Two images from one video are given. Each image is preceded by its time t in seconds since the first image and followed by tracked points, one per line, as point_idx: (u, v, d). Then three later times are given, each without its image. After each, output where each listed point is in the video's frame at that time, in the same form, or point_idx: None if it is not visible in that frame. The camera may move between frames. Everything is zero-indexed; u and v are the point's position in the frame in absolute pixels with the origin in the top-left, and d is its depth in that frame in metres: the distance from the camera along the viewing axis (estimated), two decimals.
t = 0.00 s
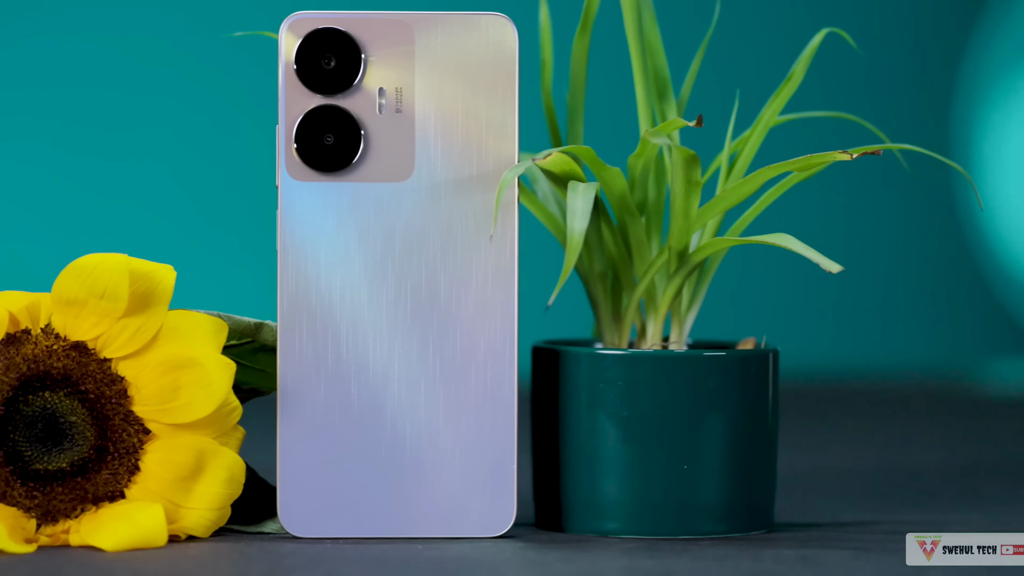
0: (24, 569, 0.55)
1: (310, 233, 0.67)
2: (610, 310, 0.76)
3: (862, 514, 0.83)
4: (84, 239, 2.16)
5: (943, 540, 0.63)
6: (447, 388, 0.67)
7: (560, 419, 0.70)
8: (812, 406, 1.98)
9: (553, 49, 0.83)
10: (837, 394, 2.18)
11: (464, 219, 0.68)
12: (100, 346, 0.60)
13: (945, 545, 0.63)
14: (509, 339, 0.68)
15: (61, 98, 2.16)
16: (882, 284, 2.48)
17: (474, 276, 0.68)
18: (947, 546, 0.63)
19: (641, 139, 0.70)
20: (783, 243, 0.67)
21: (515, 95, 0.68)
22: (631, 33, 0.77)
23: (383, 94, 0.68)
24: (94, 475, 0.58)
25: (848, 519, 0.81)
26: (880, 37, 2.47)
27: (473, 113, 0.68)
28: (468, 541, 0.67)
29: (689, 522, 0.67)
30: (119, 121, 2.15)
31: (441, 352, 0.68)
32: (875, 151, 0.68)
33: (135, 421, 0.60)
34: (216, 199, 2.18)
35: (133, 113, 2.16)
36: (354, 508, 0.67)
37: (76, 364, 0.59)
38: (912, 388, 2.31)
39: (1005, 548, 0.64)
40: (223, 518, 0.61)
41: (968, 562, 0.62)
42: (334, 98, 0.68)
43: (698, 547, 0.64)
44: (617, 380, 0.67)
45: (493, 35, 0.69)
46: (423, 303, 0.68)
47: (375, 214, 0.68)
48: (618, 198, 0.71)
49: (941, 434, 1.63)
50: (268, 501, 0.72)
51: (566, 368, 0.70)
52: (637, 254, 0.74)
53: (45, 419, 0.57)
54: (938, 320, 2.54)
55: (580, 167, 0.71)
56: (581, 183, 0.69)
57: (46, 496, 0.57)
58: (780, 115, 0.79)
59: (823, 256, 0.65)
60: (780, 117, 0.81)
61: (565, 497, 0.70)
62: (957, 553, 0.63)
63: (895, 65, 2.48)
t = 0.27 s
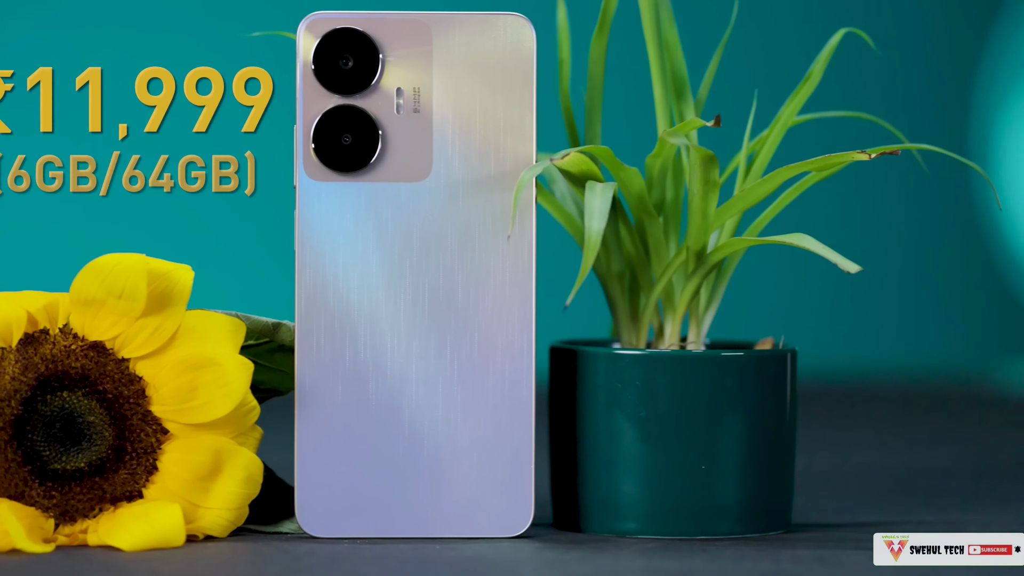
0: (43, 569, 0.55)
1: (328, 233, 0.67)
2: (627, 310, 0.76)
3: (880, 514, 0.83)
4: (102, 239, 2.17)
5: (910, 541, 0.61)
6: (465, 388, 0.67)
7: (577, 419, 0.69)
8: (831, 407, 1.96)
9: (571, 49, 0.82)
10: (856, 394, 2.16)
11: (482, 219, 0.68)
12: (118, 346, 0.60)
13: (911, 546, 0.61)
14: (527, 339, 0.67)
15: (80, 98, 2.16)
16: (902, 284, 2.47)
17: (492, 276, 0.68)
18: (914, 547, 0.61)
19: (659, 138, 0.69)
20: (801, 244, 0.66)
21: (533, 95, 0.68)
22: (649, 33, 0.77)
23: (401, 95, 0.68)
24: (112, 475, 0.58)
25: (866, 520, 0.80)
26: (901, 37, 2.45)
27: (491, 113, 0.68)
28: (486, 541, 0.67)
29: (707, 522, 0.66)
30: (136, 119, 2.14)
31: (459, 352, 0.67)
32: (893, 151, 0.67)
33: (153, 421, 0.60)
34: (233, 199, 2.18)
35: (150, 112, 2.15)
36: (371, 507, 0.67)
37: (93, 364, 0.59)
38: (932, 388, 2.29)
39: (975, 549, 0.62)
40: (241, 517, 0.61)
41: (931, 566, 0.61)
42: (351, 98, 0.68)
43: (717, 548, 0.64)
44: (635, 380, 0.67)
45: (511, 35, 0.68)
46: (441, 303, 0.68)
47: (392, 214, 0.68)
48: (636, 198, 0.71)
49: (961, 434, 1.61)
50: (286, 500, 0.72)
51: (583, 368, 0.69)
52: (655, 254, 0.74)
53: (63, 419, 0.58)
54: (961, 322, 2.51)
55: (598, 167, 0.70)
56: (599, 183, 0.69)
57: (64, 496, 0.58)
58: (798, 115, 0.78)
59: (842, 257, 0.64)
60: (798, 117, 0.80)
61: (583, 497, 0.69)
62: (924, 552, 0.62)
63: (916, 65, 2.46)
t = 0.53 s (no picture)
0: (59, 569, 0.55)
1: (343, 234, 0.67)
2: (642, 310, 0.75)
3: (896, 514, 0.82)
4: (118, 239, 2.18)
5: (904, 541, 0.62)
6: (479, 389, 0.67)
7: (591, 419, 0.69)
8: (846, 407, 1.95)
9: (586, 49, 0.82)
10: (872, 394, 2.15)
11: (497, 220, 0.68)
12: (133, 346, 0.60)
13: (905, 546, 0.62)
14: (542, 339, 0.67)
15: (94, 95, 2.17)
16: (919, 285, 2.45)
17: (506, 276, 0.67)
18: (908, 547, 0.62)
19: (674, 139, 0.69)
20: (816, 243, 0.66)
21: (548, 95, 0.68)
22: (664, 33, 0.76)
23: (416, 94, 0.68)
24: (127, 475, 0.58)
25: (882, 520, 0.79)
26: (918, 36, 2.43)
27: (506, 113, 0.68)
28: (501, 541, 0.67)
29: (721, 522, 0.66)
30: (150, 117, 2.14)
31: (473, 352, 0.67)
32: (909, 151, 0.67)
33: (168, 421, 0.60)
34: (247, 197, 2.18)
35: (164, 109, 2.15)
36: (385, 507, 0.67)
37: (109, 364, 0.59)
38: (948, 388, 2.27)
39: (969, 549, 0.63)
40: (256, 517, 0.61)
41: (927, 566, 0.62)
42: (366, 98, 0.68)
43: (731, 547, 0.64)
44: (650, 380, 0.67)
45: (526, 35, 0.68)
46: (455, 304, 0.67)
47: (407, 215, 0.67)
48: (650, 198, 0.71)
49: (978, 435, 1.60)
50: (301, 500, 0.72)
51: (598, 369, 0.69)
52: (669, 254, 0.74)
53: (78, 418, 0.58)
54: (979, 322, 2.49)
55: (613, 166, 0.70)
56: (614, 183, 0.69)
57: (79, 496, 0.58)
58: (814, 114, 0.78)
59: (857, 257, 0.63)
60: (813, 117, 0.79)
61: (597, 498, 0.69)
62: (918, 552, 0.63)
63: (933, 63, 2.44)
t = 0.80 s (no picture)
0: (74, 569, 0.55)
1: (358, 233, 0.67)
2: (657, 310, 0.75)
3: (912, 515, 0.82)
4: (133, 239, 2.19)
5: (905, 541, 0.61)
6: (494, 389, 0.67)
7: (607, 420, 0.69)
8: (862, 407, 1.94)
9: (600, 49, 0.82)
10: (888, 394, 2.13)
11: (512, 220, 0.67)
12: (148, 346, 0.60)
13: (905, 546, 0.61)
14: (557, 339, 0.67)
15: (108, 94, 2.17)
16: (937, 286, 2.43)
17: (522, 276, 0.67)
18: (908, 547, 0.61)
19: (688, 138, 0.69)
20: (831, 243, 0.65)
21: (563, 95, 0.68)
22: (679, 33, 0.76)
23: (431, 94, 0.68)
24: (142, 475, 0.59)
25: (899, 520, 0.79)
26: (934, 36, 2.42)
27: (521, 113, 0.68)
28: (516, 541, 0.67)
29: (737, 523, 0.66)
30: (166, 118, 2.16)
31: (489, 353, 0.67)
32: (924, 151, 0.66)
33: (183, 421, 0.60)
34: (261, 197, 2.18)
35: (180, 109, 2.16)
36: (400, 507, 0.67)
37: (124, 364, 0.59)
38: (965, 388, 2.26)
39: (969, 549, 0.62)
40: (271, 517, 0.61)
41: (926, 566, 0.61)
42: (381, 98, 0.68)
43: (747, 548, 0.63)
44: (665, 380, 0.66)
45: (541, 35, 0.68)
46: (470, 304, 0.67)
47: (422, 215, 0.67)
48: (665, 198, 0.70)
49: (995, 436, 1.59)
50: (316, 500, 0.72)
51: (613, 369, 0.69)
52: (685, 254, 0.73)
53: (94, 418, 0.58)
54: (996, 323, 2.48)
55: (628, 166, 0.70)
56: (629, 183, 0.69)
57: (95, 496, 0.58)
58: (829, 114, 0.77)
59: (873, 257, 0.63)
60: (829, 117, 0.79)
61: (613, 498, 0.68)
62: (917, 552, 0.62)
63: (950, 63, 2.43)
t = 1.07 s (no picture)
0: (89, 569, 0.55)
1: (373, 233, 0.67)
2: (671, 310, 0.74)
3: (928, 515, 0.81)
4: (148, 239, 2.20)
5: (905, 541, 0.61)
6: (508, 389, 0.67)
7: (621, 420, 0.68)
8: (877, 407, 1.93)
9: (615, 49, 0.81)
10: (904, 394, 2.12)
11: (526, 219, 0.67)
12: (163, 345, 0.60)
13: (906, 546, 0.61)
14: (571, 339, 0.67)
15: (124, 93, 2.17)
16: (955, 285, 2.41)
17: (536, 275, 0.67)
18: (909, 547, 0.61)
19: (703, 138, 0.68)
20: (846, 243, 0.65)
21: (578, 95, 0.68)
22: (693, 33, 0.76)
23: (446, 94, 0.68)
24: (157, 474, 0.59)
25: (915, 521, 0.78)
26: (951, 36, 2.40)
27: (535, 113, 0.68)
28: (530, 541, 0.66)
29: (750, 522, 0.65)
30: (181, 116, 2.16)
31: (503, 352, 0.67)
32: (939, 151, 0.65)
33: (198, 421, 0.60)
34: (275, 197, 2.19)
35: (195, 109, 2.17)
36: (414, 506, 0.66)
37: (139, 363, 0.60)
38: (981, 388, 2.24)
39: (969, 549, 0.62)
40: (285, 517, 0.61)
41: (926, 566, 0.61)
42: (396, 98, 0.68)
43: (761, 548, 0.63)
44: (679, 380, 0.66)
45: (556, 35, 0.68)
46: (485, 304, 0.67)
47: (436, 214, 0.67)
48: (680, 198, 0.70)
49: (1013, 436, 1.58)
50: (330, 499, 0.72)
51: (627, 369, 0.68)
52: (699, 254, 0.73)
53: (108, 418, 0.58)
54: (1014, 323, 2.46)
55: (642, 166, 0.69)
56: (643, 183, 0.68)
57: (109, 496, 0.58)
58: (844, 114, 0.76)
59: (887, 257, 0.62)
60: (844, 116, 0.78)
61: (627, 498, 0.68)
62: (918, 551, 0.62)
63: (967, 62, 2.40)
